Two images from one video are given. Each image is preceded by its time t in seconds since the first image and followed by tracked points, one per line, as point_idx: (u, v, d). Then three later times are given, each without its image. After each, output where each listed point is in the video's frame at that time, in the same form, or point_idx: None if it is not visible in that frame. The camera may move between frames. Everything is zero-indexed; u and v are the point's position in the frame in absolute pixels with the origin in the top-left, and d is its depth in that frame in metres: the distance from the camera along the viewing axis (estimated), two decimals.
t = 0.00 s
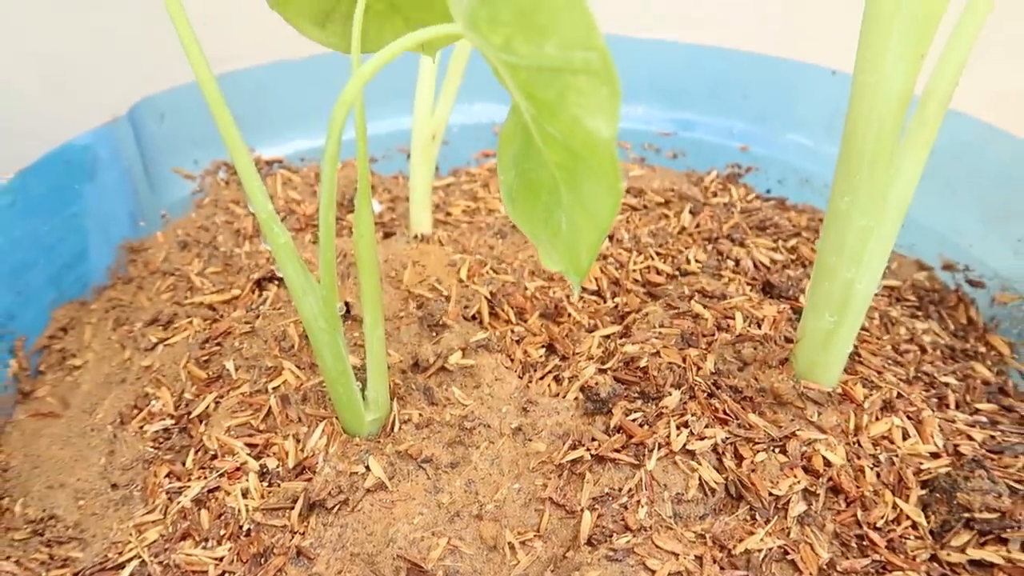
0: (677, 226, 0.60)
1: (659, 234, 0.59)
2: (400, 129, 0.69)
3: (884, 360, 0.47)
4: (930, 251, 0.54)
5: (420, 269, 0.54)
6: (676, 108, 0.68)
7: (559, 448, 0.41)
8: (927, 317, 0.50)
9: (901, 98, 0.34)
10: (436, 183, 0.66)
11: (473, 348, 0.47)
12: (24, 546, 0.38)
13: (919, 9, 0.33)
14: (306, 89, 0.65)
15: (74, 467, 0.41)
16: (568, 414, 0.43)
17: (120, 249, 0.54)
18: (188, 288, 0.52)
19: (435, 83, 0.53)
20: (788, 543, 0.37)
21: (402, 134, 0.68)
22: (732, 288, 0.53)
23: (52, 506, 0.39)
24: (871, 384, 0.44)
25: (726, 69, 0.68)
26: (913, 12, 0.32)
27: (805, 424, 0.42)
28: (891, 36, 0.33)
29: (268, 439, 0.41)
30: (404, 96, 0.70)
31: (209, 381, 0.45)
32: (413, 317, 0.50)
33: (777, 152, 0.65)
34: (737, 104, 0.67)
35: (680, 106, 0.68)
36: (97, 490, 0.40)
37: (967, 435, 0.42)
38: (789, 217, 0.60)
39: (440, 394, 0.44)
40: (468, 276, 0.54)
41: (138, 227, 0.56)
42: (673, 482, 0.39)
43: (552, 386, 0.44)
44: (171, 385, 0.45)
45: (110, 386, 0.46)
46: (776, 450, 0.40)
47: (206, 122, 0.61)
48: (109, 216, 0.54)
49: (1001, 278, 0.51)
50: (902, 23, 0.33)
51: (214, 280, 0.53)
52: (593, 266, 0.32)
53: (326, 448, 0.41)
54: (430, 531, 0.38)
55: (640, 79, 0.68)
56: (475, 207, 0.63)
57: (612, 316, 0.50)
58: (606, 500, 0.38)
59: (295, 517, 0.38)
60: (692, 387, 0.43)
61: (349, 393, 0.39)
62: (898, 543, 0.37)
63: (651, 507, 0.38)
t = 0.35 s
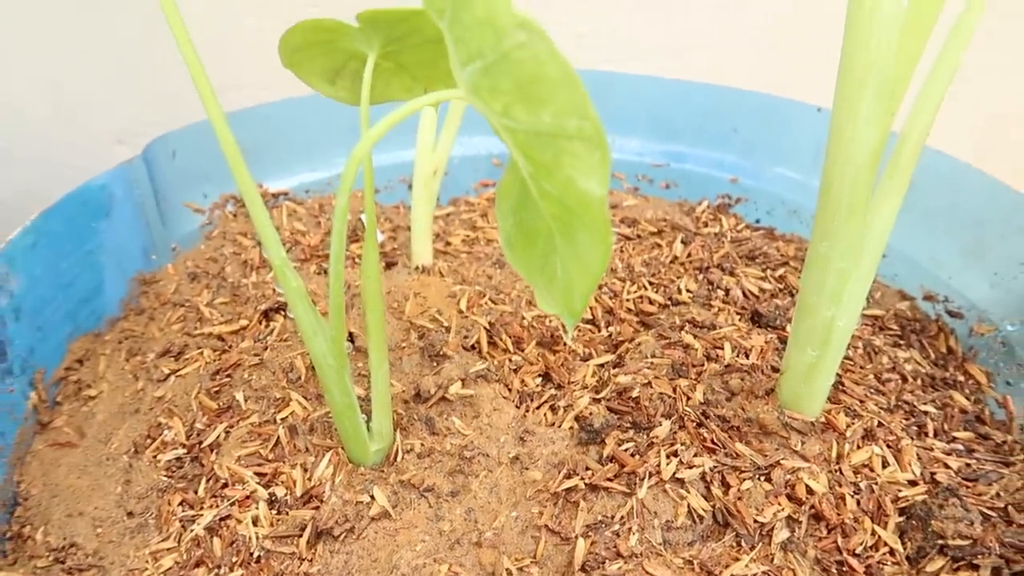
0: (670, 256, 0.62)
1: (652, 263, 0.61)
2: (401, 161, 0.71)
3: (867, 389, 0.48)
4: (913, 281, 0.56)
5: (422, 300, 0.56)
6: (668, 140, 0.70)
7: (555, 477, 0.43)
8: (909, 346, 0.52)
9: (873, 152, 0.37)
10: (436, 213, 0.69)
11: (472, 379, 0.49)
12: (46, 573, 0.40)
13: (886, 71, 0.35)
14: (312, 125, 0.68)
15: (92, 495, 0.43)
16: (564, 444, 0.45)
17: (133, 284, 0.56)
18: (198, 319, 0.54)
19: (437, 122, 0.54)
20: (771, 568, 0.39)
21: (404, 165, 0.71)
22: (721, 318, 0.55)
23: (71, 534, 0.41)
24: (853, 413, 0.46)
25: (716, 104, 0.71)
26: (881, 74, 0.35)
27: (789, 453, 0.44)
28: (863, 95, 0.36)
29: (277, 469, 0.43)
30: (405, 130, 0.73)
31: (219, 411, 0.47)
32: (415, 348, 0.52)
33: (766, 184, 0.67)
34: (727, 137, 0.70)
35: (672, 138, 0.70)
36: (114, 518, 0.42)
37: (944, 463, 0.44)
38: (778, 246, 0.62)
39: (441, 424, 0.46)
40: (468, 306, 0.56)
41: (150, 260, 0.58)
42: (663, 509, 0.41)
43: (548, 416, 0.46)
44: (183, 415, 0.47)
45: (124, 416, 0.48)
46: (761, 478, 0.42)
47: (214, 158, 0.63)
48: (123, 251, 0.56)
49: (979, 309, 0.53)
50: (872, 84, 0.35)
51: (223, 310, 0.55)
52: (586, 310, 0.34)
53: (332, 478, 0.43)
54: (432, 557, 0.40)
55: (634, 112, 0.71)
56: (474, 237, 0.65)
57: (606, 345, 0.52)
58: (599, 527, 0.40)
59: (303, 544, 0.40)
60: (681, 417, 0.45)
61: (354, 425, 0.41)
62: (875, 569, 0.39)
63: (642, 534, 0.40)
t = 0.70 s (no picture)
0: (663, 281, 0.64)
1: (646, 288, 0.63)
2: (403, 187, 0.73)
3: (851, 413, 0.50)
4: (897, 307, 0.58)
5: (423, 326, 0.58)
6: (662, 167, 0.72)
7: (552, 500, 0.45)
8: (893, 370, 0.54)
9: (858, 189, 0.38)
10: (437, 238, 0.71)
11: (472, 404, 0.51)
12: None
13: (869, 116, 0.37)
14: (316, 155, 0.71)
15: (108, 518, 0.45)
16: (560, 468, 0.47)
17: (146, 311, 0.58)
18: (207, 344, 0.56)
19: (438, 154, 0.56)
20: None
21: (405, 192, 0.73)
22: (712, 343, 0.57)
23: (90, 557, 0.43)
24: (838, 436, 0.48)
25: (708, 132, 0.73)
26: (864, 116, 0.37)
27: (776, 476, 0.46)
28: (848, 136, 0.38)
29: (286, 492, 0.45)
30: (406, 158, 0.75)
31: (230, 436, 0.49)
32: (417, 373, 0.54)
33: (756, 211, 0.69)
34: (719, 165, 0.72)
35: (666, 165, 0.72)
36: (129, 540, 0.44)
37: (923, 485, 0.46)
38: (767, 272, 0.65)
39: (443, 448, 0.48)
40: (468, 332, 0.58)
41: (160, 288, 0.60)
42: (654, 532, 0.43)
43: (546, 440, 0.48)
44: (195, 440, 0.49)
45: (138, 441, 0.50)
46: (749, 501, 0.44)
47: (224, 187, 0.65)
48: (135, 280, 0.58)
49: (960, 336, 0.55)
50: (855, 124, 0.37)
51: (231, 335, 0.57)
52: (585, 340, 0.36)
53: (339, 501, 0.45)
54: None
55: (630, 140, 0.73)
56: (474, 262, 0.67)
57: (601, 369, 0.54)
58: (594, 549, 0.43)
59: (312, 567, 0.42)
60: (673, 441, 0.47)
61: (360, 451, 0.43)
62: None
63: (635, 556, 0.42)
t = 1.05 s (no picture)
0: (655, 301, 0.66)
1: (639, 309, 0.65)
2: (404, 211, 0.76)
3: (834, 431, 0.53)
4: (880, 328, 0.61)
5: (424, 347, 0.61)
6: (654, 191, 0.75)
7: (547, 516, 0.47)
8: (875, 389, 0.57)
9: (829, 230, 0.41)
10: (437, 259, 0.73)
11: (471, 423, 0.53)
12: None
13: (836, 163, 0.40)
14: (320, 180, 0.73)
15: (124, 534, 0.48)
16: (555, 485, 0.49)
17: (157, 334, 0.60)
18: (216, 365, 0.58)
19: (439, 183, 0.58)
20: None
21: (406, 215, 0.75)
22: (702, 363, 0.60)
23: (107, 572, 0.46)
24: (821, 454, 0.51)
25: (698, 159, 0.76)
26: (831, 163, 0.40)
27: (761, 493, 0.48)
28: (817, 183, 0.41)
29: (293, 509, 0.47)
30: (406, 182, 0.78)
31: (239, 455, 0.51)
32: (418, 393, 0.56)
33: (745, 233, 0.72)
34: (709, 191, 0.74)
35: (658, 189, 0.75)
36: (144, 556, 0.46)
37: (901, 501, 0.48)
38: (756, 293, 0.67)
39: (443, 467, 0.50)
40: (467, 352, 0.60)
41: (171, 310, 0.62)
42: (644, 546, 0.45)
43: (541, 458, 0.51)
44: (205, 458, 0.51)
45: (151, 459, 0.52)
46: (735, 517, 0.47)
47: (232, 212, 0.68)
48: (147, 303, 0.61)
49: (937, 357, 0.57)
50: (824, 171, 0.40)
51: (239, 356, 0.59)
52: (575, 370, 0.38)
53: (344, 518, 0.47)
54: None
55: (623, 165, 0.75)
56: (473, 283, 0.69)
57: (595, 388, 0.57)
58: (587, 563, 0.45)
59: None
60: (663, 459, 0.50)
61: (364, 471, 0.46)
62: None
63: (625, 570, 0.45)
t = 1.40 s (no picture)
0: (648, 316, 0.69)
1: (631, 324, 0.68)
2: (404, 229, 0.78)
3: (817, 443, 0.55)
4: (863, 343, 0.63)
5: (424, 362, 0.63)
6: (646, 210, 0.77)
7: (541, 525, 0.50)
8: (858, 402, 0.59)
9: (806, 251, 0.44)
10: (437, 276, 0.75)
11: (469, 436, 0.56)
12: None
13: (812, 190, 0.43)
14: (324, 200, 0.76)
15: (139, 543, 0.50)
16: (549, 495, 0.51)
17: (168, 350, 0.63)
18: (225, 379, 0.61)
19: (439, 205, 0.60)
20: None
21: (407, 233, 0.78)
22: (691, 377, 0.62)
23: None
24: (803, 465, 0.53)
25: (689, 179, 0.78)
26: (806, 189, 0.43)
27: (745, 502, 0.50)
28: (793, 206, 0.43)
29: (300, 518, 0.50)
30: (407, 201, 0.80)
31: (248, 467, 0.54)
32: (418, 406, 0.59)
33: (734, 251, 0.74)
34: (699, 210, 0.77)
35: (650, 208, 0.77)
36: (158, 563, 0.49)
37: (879, 511, 0.51)
38: (744, 308, 0.70)
39: (442, 477, 0.53)
40: (466, 367, 0.62)
41: (182, 326, 0.64)
42: (634, 553, 0.48)
43: (536, 469, 0.53)
44: (216, 469, 0.54)
45: (164, 471, 0.54)
46: (720, 525, 0.49)
47: (240, 232, 0.70)
48: (160, 320, 0.63)
49: (916, 372, 0.59)
50: (800, 195, 0.43)
51: (247, 371, 0.62)
52: (566, 386, 0.41)
53: (348, 527, 0.49)
54: None
55: (616, 185, 0.78)
56: (471, 299, 0.72)
57: (589, 402, 0.59)
58: (579, 570, 0.47)
59: None
60: (652, 470, 0.52)
61: (368, 482, 0.48)
62: None
63: None
